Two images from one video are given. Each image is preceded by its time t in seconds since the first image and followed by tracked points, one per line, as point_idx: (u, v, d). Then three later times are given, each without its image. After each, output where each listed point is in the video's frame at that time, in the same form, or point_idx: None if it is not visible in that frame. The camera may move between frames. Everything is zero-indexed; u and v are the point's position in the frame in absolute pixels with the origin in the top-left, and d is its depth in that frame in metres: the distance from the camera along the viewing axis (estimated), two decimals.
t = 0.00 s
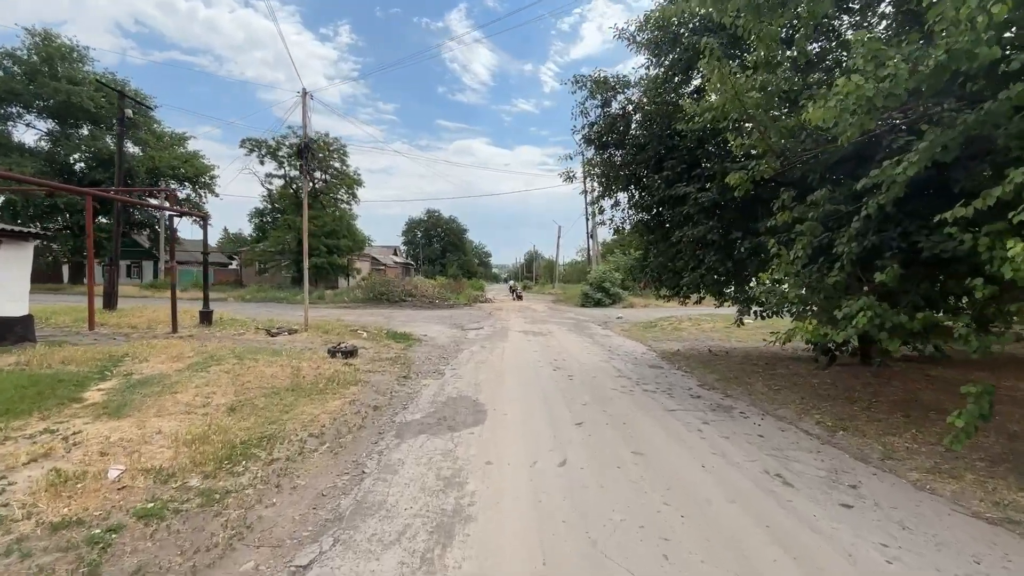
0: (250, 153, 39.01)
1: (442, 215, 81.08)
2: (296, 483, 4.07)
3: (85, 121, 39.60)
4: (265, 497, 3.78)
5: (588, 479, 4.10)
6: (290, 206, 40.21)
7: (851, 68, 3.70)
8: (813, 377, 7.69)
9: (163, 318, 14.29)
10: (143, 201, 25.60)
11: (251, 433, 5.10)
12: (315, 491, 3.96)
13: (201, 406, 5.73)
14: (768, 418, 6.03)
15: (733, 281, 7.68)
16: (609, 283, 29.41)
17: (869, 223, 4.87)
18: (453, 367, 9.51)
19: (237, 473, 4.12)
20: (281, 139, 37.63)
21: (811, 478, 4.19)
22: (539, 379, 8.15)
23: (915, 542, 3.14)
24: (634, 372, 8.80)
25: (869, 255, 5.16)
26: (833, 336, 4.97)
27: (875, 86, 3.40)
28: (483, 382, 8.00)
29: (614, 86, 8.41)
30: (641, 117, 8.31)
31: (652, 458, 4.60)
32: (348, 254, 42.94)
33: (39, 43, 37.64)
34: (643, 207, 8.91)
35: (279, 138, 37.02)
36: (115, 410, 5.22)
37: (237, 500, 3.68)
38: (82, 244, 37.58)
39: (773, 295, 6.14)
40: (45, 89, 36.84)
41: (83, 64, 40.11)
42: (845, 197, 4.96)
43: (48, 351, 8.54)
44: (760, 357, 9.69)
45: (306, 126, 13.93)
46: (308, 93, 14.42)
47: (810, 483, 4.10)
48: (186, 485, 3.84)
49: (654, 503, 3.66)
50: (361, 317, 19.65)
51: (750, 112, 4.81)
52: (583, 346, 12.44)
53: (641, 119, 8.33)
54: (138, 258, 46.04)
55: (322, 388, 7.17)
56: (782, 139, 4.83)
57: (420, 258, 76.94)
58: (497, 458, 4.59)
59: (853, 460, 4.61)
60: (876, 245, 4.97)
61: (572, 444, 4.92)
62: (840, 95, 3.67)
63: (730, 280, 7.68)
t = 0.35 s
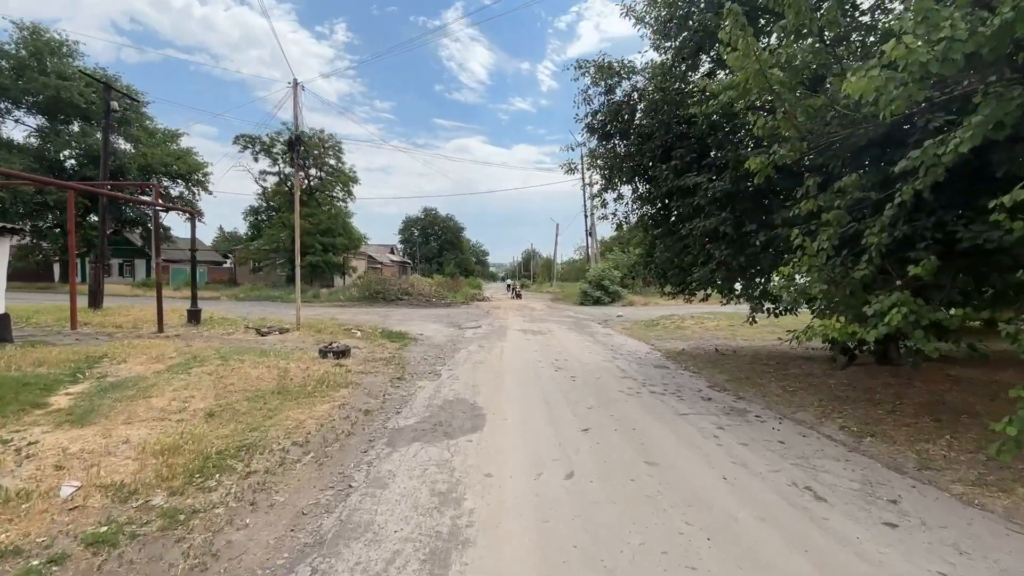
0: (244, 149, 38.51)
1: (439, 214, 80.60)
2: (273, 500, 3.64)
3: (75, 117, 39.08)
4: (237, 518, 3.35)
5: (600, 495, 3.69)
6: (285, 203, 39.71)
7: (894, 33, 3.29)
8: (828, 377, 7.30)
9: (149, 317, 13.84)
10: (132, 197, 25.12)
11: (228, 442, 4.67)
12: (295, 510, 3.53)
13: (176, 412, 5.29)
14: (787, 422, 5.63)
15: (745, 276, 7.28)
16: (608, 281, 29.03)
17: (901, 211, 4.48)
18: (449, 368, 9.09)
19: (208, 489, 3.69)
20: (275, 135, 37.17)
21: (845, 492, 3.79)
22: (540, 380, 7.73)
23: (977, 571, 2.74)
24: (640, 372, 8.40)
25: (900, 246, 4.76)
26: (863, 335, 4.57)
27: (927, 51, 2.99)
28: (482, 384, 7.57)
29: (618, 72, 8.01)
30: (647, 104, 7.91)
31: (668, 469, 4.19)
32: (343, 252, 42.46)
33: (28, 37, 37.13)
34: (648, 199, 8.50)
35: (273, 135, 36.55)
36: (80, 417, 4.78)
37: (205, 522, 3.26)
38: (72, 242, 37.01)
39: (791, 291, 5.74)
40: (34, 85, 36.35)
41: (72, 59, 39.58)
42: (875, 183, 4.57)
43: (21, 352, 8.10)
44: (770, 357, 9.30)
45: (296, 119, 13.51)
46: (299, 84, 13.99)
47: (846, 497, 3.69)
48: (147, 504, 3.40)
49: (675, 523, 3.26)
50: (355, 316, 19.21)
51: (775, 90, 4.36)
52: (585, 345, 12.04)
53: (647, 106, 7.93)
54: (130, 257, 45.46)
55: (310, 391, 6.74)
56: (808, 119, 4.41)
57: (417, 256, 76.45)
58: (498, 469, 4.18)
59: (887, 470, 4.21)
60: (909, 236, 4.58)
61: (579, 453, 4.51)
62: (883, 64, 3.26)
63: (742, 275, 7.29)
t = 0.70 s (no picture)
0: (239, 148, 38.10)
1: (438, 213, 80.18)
2: (246, 530, 3.28)
3: (68, 115, 38.70)
4: (203, 554, 2.99)
5: (610, 524, 3.33)
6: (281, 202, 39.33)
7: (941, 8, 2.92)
8: (844, 383, 6.94)
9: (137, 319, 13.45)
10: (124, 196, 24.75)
11: (203, 461, 4.30)
12: (269, 543, 3.15)
13: (150, 426, 4.92)
14: (806, 434, 5.27)
15: (756, 278, 6.92)
16: (609, 281, 28.66)
17: (934, 209, 4.12)
18: (446, 373, 8.71)
19: (174, 519, 3.32)
20: (271, 133, 36.81)
21: (880, 518, 3.42)
22: (540, 386, 7.36)
23: None
24: (645, 378, 8.04)
25: (930, 247, 4.41)
26: (892, 342, 4.21)
27: (985, 25, 2.62)
28: (480, 391, 7.20)
29: (623, 63, 7.64)
30: (653, 97, 7.55)
31: (683, 491, 3.83)
32: (341, 252, 42.05)
33: (19, 34, 36.79)
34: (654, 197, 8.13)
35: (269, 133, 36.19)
36: (42, 434, 4.41)
37: (166, 560, 2.89)
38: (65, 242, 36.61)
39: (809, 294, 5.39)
40: (27, 83, 35.99)
41: (65, 57, 39.20)
42: (905, 178, 4.20)
43: None
44: (780, 361, 8.94)
45: (288, 115, 13.15)
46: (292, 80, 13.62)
47: (881, 525, 3.33)
48: (103, 538, 3.04)
49: (695, 560, 2.89)
50: (351, 318, 18.83)
51: (799, 75, 3.99)
52: (587, 347, 11.67)
53: (653, 99, 7.56)
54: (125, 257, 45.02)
55: (297, 400, 6.36)
56: (835, 108, 4.04)
57: (415, 256, 76.04)
58: (496, 492, 3.81)
59: (922, 491, 3.85)
60: (942, 236, 4.22)
61: (585, 473, 4.14)
62: (929, 42, 2.90)
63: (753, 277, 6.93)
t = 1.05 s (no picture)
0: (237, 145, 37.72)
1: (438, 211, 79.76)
2: (203, 557, 2.88)
3: (65, 111, 38.47)
4: None
5: (618, 550, 2.92)
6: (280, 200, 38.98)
7: None
8: (864, 386, 6.51)
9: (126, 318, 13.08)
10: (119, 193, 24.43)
11: (167, 474, 3.90)
12: (228, 574, 2.75)
13: (115, 434, 4.52)
14: (827, 441, 4.85)
15: (769, 273, 6.50)
16: (610, 279, 28.24)
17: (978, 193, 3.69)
18: (441, 374, 8.30)
19: (121, 545, 2.92)
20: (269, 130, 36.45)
21: (927, 544, 3.00)
22: (541, 389, 6.94)
23: None
24: (651, 379, 7.62)
25: (971, 236, 3.98)
26: (929, 343, 3.78)
27: None
28: (476, 394, 6.78)
29: (628, 46, 7.21)
30: (660, 82, 7.12)
31: (699, 510, 3.41)
32: (340, 250, 41.67)
33: (15, 31, 36.61)
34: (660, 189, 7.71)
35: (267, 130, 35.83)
36: None
37: None
38: (62, 239, 36.29)
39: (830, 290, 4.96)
40: (23, 79, 35.71)
41: (62, 53, 38.94)
42: (944, 160, 3.78)
43: None
44: (792, 362, 8.52)
45: (280, 107, 12.76)
46: (284, 70, 13.22)
47: (928, 551, 2.91)
48: (34, 570, 2.64)
49: None
50: (347, 316, 18.43)
51: (831, 42, 3.54)
52: (589, 347, 11.25)
53: (660, 84, 7.14)
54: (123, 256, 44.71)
55: (280, 405, 5.96)
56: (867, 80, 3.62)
57: (416, 254, 75.64)
58: (491, 511, 3.40)
59: (966, 510, 3.43)
60: (985, 224, 3.79)
61: (590, 488, 3.73)
62: None
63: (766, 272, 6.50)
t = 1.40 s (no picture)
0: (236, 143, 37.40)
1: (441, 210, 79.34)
2: None
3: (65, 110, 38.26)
4: None
5: None
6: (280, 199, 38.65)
7: None
8: (891, 397, 6.05)
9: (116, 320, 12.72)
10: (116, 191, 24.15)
11: (124, 503, 3.50)
12: None
13: (74, 454, 4.12)
14: (858, 461, 4.40)
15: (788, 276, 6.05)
16: (614, 279, 27.76)
17: None
18: (438, 381, 7.88)
19: None
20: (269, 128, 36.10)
21: None
22: (543, 398, 6.52)
23: None
24: (659, 388, 7.18)
25: None
26: (982, 358, 3.33)
27: None
28: (473, 403, 6.36)
29: (636, 34, 6.78)
30: (670, 71, 6.69)
31: (722, 550, 2.98)
32: (341, 250, 41.32)
33: (14, 28, 36.43)
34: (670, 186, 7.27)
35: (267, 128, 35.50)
36: None
37: None
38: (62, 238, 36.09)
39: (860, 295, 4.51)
40: (21, 77, 35.56)
41: (61, 51, 38.73)
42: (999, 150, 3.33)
43: None
44: (809, 368, 8.05)
45: (275, 102, 12.37)
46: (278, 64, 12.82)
47: None
48: None
49: None
50: (346, 317, 18.04)
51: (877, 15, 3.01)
52: (594, 351, 10.79)
53: (670, 74, 6.71)
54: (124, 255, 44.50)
55: (263, 417, 5.55)
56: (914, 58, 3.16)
57: (418, 253, 75.27)
58: (484, 551, 2.98)
59: None
60: None
61: (597, 522, 3.31)
62: None
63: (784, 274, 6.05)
